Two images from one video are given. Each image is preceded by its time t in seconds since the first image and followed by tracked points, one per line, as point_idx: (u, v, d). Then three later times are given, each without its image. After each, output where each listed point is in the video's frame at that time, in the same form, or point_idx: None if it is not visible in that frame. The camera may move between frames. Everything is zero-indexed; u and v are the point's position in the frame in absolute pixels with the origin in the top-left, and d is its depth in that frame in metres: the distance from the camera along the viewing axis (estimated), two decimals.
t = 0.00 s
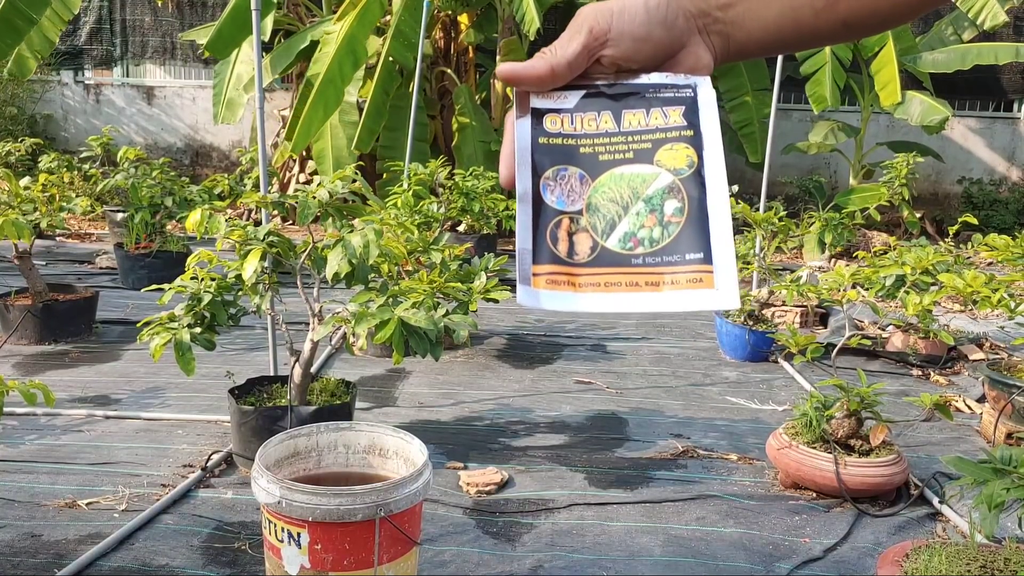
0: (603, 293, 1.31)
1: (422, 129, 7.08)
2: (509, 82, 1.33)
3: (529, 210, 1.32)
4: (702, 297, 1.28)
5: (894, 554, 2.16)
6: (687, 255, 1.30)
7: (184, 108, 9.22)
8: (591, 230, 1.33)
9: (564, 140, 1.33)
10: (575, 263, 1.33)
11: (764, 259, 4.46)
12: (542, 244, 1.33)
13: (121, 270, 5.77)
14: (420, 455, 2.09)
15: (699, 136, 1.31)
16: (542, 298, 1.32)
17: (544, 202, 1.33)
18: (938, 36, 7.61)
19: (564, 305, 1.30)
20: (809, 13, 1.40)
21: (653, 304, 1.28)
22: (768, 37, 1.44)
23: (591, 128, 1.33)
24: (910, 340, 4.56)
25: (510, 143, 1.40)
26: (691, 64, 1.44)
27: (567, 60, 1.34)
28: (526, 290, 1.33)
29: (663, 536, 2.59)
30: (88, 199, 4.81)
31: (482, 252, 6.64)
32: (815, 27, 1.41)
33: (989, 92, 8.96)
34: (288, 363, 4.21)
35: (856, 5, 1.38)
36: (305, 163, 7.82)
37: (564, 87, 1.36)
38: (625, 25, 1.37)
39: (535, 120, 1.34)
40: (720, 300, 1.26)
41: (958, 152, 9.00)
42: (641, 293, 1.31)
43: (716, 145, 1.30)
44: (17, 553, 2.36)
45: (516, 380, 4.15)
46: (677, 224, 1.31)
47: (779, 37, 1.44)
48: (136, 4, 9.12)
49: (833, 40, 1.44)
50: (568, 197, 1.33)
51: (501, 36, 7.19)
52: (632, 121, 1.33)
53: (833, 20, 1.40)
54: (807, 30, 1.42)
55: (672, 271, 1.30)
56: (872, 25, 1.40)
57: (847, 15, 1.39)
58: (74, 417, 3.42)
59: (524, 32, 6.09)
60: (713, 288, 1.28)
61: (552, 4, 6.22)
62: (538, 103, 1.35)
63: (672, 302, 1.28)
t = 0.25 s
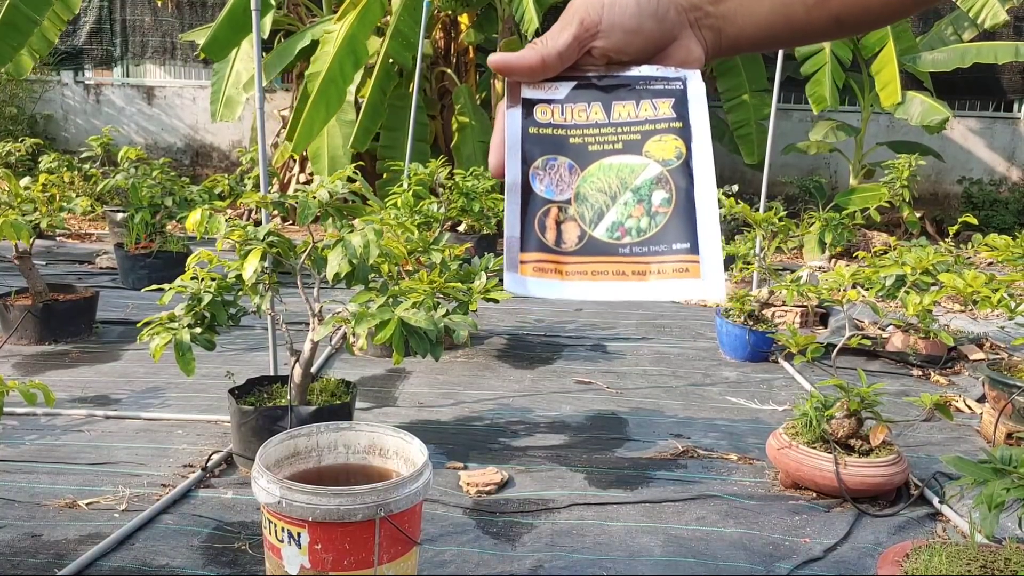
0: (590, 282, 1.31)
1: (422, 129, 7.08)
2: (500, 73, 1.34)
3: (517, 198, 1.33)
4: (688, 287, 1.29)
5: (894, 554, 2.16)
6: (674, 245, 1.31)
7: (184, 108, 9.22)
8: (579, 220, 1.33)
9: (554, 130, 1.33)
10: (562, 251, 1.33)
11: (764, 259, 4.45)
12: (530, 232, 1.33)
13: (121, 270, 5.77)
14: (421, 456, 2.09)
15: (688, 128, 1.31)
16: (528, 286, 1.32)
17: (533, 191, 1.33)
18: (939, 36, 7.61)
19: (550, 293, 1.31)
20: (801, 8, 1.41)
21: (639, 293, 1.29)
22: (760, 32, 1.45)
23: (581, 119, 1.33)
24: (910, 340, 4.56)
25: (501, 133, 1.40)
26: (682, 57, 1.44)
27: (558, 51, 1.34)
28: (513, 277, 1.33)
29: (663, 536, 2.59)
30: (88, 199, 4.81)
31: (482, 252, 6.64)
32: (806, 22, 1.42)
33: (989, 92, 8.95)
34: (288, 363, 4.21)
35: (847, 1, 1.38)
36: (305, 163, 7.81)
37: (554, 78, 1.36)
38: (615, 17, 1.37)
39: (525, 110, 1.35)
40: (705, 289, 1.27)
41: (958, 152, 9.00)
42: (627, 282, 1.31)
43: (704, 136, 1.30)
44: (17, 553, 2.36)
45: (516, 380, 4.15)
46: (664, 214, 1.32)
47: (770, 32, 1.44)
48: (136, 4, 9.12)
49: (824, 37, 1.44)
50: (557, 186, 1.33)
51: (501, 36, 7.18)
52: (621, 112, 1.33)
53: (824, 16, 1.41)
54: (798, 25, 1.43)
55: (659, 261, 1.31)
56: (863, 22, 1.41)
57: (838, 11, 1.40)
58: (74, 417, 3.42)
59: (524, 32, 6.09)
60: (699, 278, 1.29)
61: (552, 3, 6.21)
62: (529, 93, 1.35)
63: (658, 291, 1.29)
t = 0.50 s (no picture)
0: (589, 281, 1.32)
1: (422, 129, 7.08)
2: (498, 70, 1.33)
3: (516, 197, 1.33)
4: (689, 285, 1.29)
5: (894, 553, 2.16)
6: (675, 243, 1.31)
7: (184, 108, 9.23)
8: (578, 218, 1.34)
9: (553, 128, 1.34)
10: (561, 250, 1.33)
11: (764, 259, 4.45)
12: (529, 230, 1.33)
13: (121, 270, 5.77)
14: (421, 456, 2.09)
15: (688, 126, 1.31)
16: (527, 285, 1.32)
17: (532, 189, 1.33)
18: (939, 36, 7.61)
19: (549, 292, 1.31)
20: (801, 5, 1.38)
21: (639, 292, 1.30)
22: (758, 31, 1.42)
23: (580, 117, 1.33)
24: (910, 340, 4.56)
25: (498, 130, 1.40)
26: (682, 54, 1.39)
27: (556, 49, 1.33)
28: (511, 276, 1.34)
29: (663, 536, 2.59)
30: (88, 199, 4.81)
31: (482, 252, 6.64)
32: (807, 18, 1.39)
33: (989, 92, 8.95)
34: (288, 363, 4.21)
35: None
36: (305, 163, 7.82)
37: (552, 75, 1.35)
38: (615, 12, 1.32)
39: (522, 108, 1.34)
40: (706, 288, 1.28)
41: (958, 152, 9.00)
42: (627, 281, 1.32)
43: (705, 134, 1.30)
44: (17, 553, 2.36)
45: (516, 380, 4.15)
46: (665, 212, 1.32)
47: (769, 30, 1.41)
48: (136, 4, 9.12)
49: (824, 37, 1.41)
50: (555, 185, 1.33)
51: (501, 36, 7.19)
52: (620, 110, 1.33)
53: (826, 14, 1.38)
54: (799, 23, 1.40)
55: (659, 259, 1.31)
56: (864, 21, 1.38)
57: (839, 10, 1.37)
58: (74, 416, 3.42)
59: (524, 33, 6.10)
60: (700, 277, 1.30)
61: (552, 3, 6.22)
62: (526, 91, 1.34)
63: (659, 290, 1.30)
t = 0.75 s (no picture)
0: (591, 287, 1.31)
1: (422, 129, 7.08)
2: (498, 75, 1.34)
3: (516, 202, 1.32)
4: (692, 290, 1.29)
5: (894, 553, 2.16)
6: (677, 248, 1.31)
7: (184, 108, 9.23)
8: (579, 223, 1.33)
9: (553, 132, 1.33)
10: (562, 256, 1.32)
11: (764, 259, 4.45)
12: (530, 236, 1.33)
13: (121, 270, 5.77)
14: (421, 456, 2.09)
15: (689, 129, 1.31)
16: (528, 292, 1.31)
17: (532, 194, 1.33)
18: (939, 36, 7.61)
19: (551, 299, 1.30)
20: (803, 6, 1.38)
21: (642, 297, 1.29)
22: (760, 33, 1.42)
23: (581, 121, 1.34)
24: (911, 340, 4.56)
25: (499, 135, 1.40)
26: (683, 57, 1.41)
27: (557, 53, 1.34)
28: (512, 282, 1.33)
29: (663, 536, 2.59)
30: (88, 199, 4.81)
31: (482, 252, 6.64)
32: (809, 20, 1.39)
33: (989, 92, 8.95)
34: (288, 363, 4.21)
35: None
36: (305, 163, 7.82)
37: (552, 79, 1.35)
38: (615, 16, 1.35)
39: (523, 113, 1.34)
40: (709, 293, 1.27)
41: (958, 152, 9.00)
42: (629, 287, 1.31)
43: (706, 138, 1.30)
44: (17, 553, 2.36)
45: (516, 380, 4.14)
46: (667, 217, 1.32)
47: (771, 31, 1.41)
48: (136, 4, 9.12)
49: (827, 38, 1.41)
50: (556, 189, 1.33)
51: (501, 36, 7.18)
52: (621, 113, 1.33)
53: (827, 15, 1.38)
54: (800, 24, 1.40)
55: (661, 265, 1.31)
56: (866, 22, 1.37)
57: (840, 11, 1.37)
58: (74, 416, 3.42)
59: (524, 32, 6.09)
60: (702, 282, 1.30)
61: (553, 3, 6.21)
62: (527, 95, 1.35)
63: (661, 295, 1.29)
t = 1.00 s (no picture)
0: (585, 280, 1.32)
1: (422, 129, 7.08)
2: (494, 68, 1.33)
3: (512, 195, 1.34)
4: (688, 284, 1.29)
5: (894, 554, 2.16)
6: (672, 242, 1.31)
7: (184, 108, 9.22)
8: (575, 216, 1.34)
9: (549, 126, 1.33)
10: (557, 249, 1.33)
11: (764, 259, 4.45)
12: (525, 228, 1.34)
13: (121, 270, 5.77)
14: (421, 456, 2.08)
15: (686, 123, 1.31)
16: (523, 284, 1.33)
17: (528, 188, 1.34)
18: (939, 36, 7.61)
19: (545, 291, 1.32)
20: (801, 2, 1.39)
21: (636, 291, 1.30)
22: (758, 28, 1.43)
23: (577, 114, 1.33)
24: (911, 340, 4.56)
25: (494, 127, 1.40)
26: (680, 52, 1.40)
27: (553, 46, 1.33)
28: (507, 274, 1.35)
29: (663, 536, 2.59)
30: (88, 199, 4.80)
31: (482, 252, 6.64)
32: (807, 16, 1.40)
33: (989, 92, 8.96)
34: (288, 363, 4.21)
35: None
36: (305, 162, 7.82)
37: (549, 72, 1.35)
38: (613, 9, 1.33)
39: (519, 106, 1.34)
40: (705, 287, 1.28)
41: (958, 152, 9.00)
42: (624, 280, 1.32)
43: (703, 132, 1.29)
44: (17, 553, 2.36)
45: (516, 380, 4.14)
46: (662, 211, 1.32)
47: (769, 27, 1.42)
48: (136, 4, 9.12)
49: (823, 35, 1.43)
50: (552, 182, 1.33)
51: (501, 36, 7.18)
52: (618, 107, 1.32)
53: (825, 12, 1.39)
54: (798, 20, 1.41)
55: (656, 259, 1.31)
56: (862, 18, 1.39)
57: (838, 7, 1.38)
58: (74, 416, 3.42)
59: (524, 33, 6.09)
60: (697, 276, 1.30)
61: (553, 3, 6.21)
62: (522, 88, 1.34)
63: (656, 288, 1.30)
